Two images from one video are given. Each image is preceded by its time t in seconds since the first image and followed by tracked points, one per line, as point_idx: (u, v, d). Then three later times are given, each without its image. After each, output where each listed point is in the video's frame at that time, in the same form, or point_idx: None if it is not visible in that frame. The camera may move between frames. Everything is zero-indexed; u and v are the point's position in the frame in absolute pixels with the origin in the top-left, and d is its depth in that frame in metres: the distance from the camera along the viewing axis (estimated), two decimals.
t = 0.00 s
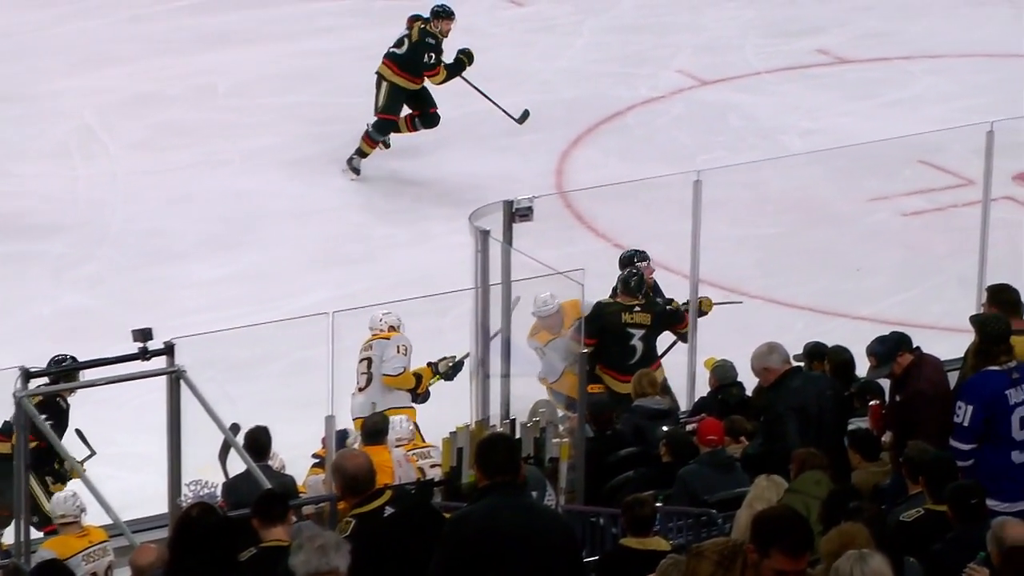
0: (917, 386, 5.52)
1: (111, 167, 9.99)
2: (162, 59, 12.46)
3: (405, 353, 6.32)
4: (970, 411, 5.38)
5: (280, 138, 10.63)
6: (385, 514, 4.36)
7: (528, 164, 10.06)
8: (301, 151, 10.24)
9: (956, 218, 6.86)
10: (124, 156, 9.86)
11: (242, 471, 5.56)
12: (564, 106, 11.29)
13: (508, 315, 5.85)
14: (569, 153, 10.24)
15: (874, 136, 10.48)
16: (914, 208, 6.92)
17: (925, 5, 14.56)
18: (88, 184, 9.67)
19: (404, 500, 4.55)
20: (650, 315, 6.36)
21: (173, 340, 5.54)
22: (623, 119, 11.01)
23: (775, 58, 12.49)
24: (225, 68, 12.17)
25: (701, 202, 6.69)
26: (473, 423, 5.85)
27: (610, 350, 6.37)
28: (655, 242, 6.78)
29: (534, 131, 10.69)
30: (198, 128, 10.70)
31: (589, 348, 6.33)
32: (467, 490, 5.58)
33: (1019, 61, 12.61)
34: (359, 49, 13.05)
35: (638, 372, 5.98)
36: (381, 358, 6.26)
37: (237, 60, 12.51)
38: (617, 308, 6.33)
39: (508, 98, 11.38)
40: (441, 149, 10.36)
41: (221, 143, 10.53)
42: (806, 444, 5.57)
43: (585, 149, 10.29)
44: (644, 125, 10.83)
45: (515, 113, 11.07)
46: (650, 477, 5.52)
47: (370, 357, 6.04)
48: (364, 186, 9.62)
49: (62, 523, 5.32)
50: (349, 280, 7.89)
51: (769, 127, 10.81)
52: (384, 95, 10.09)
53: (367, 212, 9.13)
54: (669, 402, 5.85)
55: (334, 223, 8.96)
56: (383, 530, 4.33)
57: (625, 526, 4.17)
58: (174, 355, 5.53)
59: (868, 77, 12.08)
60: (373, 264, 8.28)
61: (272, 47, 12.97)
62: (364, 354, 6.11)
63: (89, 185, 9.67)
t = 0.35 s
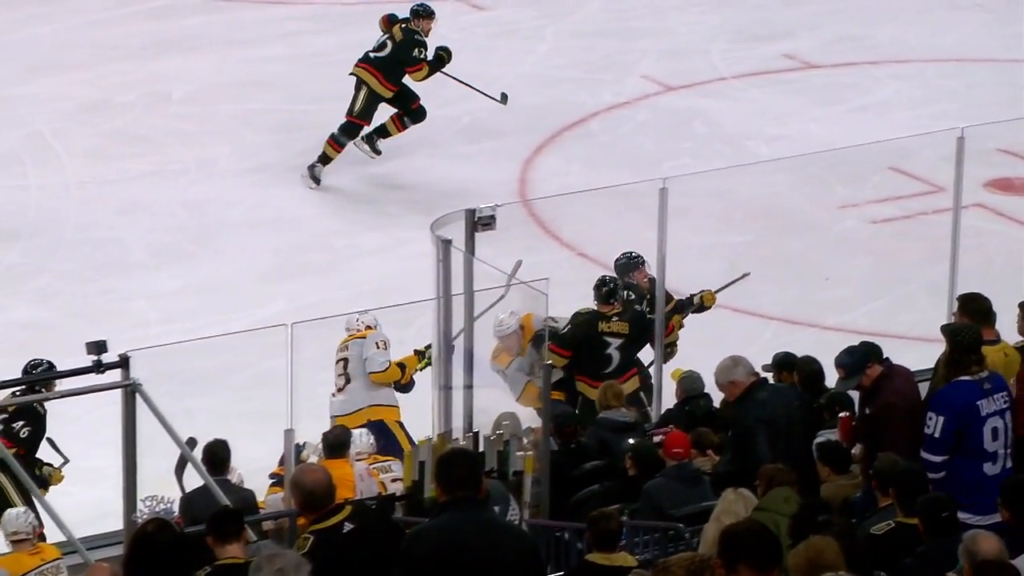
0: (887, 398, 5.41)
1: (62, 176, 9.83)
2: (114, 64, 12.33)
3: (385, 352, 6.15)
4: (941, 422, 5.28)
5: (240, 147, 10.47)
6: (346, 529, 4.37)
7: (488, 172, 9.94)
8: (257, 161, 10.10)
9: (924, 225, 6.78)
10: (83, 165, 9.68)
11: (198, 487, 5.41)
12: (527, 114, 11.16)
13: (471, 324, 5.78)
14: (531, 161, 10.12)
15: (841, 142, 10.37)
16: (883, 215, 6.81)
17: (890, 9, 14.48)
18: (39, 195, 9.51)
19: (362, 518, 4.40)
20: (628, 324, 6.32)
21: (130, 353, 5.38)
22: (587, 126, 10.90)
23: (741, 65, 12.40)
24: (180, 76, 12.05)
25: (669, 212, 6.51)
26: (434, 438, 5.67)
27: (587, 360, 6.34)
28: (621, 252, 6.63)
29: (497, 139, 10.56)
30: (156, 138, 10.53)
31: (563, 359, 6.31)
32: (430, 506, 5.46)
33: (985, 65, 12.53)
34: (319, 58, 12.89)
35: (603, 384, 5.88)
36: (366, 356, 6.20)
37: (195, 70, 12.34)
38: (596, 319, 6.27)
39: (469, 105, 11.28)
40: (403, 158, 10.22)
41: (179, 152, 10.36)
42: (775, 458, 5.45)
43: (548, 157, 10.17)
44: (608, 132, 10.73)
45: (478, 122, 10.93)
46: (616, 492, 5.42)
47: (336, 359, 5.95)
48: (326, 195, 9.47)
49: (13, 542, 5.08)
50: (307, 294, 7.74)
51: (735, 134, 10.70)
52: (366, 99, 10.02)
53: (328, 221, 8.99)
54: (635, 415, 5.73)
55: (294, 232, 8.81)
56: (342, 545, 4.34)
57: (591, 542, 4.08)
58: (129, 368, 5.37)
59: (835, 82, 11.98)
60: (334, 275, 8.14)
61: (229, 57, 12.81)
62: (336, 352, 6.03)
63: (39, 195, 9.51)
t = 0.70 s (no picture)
0: (859, 408, 5.32)
1: (21, 184, 9.69)
2: (74, 72, 12.21)
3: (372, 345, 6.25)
4: (915, 431, 5.17)
5: (204, 152, 10.36)
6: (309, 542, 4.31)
7: (454, 179, 9.86)
8: (221, 168, 9.98)
9: (897, 231, 6.77)
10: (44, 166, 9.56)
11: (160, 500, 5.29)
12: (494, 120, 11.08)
13: (437, 334, 5.68)
14: (498, 167, 10.03)
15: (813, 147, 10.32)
16: (855, 222, 6.74)
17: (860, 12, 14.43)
18: None
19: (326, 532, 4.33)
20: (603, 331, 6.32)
21: (91, 363, 5.23)
22: (555, 130, 10.83)
23: (710, 68, 12.34)
24: (141, 85, 11.94)
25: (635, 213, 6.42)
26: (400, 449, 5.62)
27: (564, 369, 6.29)
28: (588, 260, 6.50)
29: (465, 145, 10.48)
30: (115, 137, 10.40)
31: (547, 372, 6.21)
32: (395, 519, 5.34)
33: (957, 68, 12.49)
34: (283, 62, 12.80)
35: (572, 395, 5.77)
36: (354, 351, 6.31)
37: (157, 77, 12.23)
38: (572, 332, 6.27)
39: (435, 110, 11.19)
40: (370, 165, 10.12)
41: (142, 157, 10.24)
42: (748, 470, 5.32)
43: (515, 163, 10.08)
44: (575, 137, 10.65)
45: (444, 128, 10.84)
46: (585, 503, 5.30)
47: (319, 358, 6.03)
48: (291, 202, 9.37)
49: None
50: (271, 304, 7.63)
51: (704, 138, 10.62)
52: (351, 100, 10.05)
53: (294, 227, 8.89)
54: (604, 425, 5.65)
55: (257, 240, 8.71)
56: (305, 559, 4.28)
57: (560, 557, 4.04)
58: (90, 379, 5.23)
59: (806, 87, 11.92)
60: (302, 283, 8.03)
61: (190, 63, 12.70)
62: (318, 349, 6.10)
63: None
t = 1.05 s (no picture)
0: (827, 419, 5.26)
1: None
2: (35, 80, 12.15)
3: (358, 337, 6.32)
4: (885, 439, 5.12)
5: (166, 160, 10.27)
6: (271, 554, 4.25)
7: (420, 185, 9.80)
8: (183, 176, 9.91)
9: (869, 239, 6.69)
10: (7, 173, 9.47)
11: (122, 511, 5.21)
12: (460, 127, 11.01)
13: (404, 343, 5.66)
14: (464, 172, 9.98)
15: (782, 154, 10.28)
16: (825, 228, 6.65)
17: (829, 16, 14.39)
18: None
19: (291, 543, 4.28)
20: (580, 340, 6.07)
21: (51, 373, 5.06)
22: (523, 136, 10.79)
23: (679, 73, 12.33)
24: (102, 93, 11.88)
25: (603, 223, 6.29)
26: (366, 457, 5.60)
27: (539, 381, 6.06)
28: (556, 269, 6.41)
29: (431, 153, 10.41)
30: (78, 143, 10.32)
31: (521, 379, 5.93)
32: (361, 530, 5.25)
33: (927, 74, 12.46)
34: (246, 68, 12.73)
35: (539, 403, 5.74)
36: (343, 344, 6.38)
37: (118, 85, 12.14)
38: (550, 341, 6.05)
39: (400, 118, 11.17)
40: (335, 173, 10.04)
41: (104, 166, 10.15)
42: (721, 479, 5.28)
43: (481, 169, 10.04)
44: (542, 143, 10.60)
45: (408, 137, 10.77)
46: (553, 512, 5.24)
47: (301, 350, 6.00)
48: (255, 210, 9.29)
49: None
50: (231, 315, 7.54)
51: (672, 143, 10.57)
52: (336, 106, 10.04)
53: (256, 236, 8.80)
54: (573, 435, 5.59)
55: (219, 248, 8.63)
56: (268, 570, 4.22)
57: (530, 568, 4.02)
58: (50, 388, 5.05)
59: (775, 92, 11.87)
60: (265, 292, 7.94)
61: (153, 71, 12.61)
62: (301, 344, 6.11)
63: None
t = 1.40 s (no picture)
0: (790, 434, 5.22)
1: None
2: None
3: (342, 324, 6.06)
4: (849, 445, 5.11)
5: (130, 169, 10.26)
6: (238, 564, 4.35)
7: (384, 192, 9.80)
8: (146, 184, 9.90)
9: (832, 245, 6.80)
10: None
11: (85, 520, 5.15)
12: (425, 136, 11.02)
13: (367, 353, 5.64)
14: (428, 180, 10.00)
15: (747, 160, 10.30)
16: (790, 235, 6.69)
17: (794, 24, 14.42)
18: None
19: (255, 553, 4.44)
20: (552, 354, 6.21)
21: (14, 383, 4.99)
22: (487, 143, 10.81)
23: (643, 80, 12.36)
24: (64, 102, 11.86)
25: (568, 233, 6.30)
26: (331, 466, 5.62)
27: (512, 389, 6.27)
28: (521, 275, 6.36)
29: (395, 162, 10.41)
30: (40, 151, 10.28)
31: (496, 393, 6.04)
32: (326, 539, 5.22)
33: (893, 80, 12.49)
34: (209, 76, 12.72)
35: (506, 410, 5.75)
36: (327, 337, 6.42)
37: (80, 95, 12.12)
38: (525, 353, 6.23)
39: (364, 126, 11.18)
40: (298, 181, 10.03)
41: (67, 175, 10.13)
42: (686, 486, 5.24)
43: (445, 177, 10.06)
44: (507, 150, 10.62)
45: (373, 144, 10.77)
46: (518, 520, 5.23)
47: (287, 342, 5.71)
48: (219, 216, 9.28)
49: None
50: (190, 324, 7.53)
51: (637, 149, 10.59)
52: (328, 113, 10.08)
53: (220, 243, 8.79)
54: (538, 442, 5.58)
55: (182, 255, 8.61)
56: None
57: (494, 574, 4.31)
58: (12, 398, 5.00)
59: (740, 99, 11.89)
60: (229, 300, 7.93)
61: (115, 80, 12.60)
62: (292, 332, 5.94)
63: None
